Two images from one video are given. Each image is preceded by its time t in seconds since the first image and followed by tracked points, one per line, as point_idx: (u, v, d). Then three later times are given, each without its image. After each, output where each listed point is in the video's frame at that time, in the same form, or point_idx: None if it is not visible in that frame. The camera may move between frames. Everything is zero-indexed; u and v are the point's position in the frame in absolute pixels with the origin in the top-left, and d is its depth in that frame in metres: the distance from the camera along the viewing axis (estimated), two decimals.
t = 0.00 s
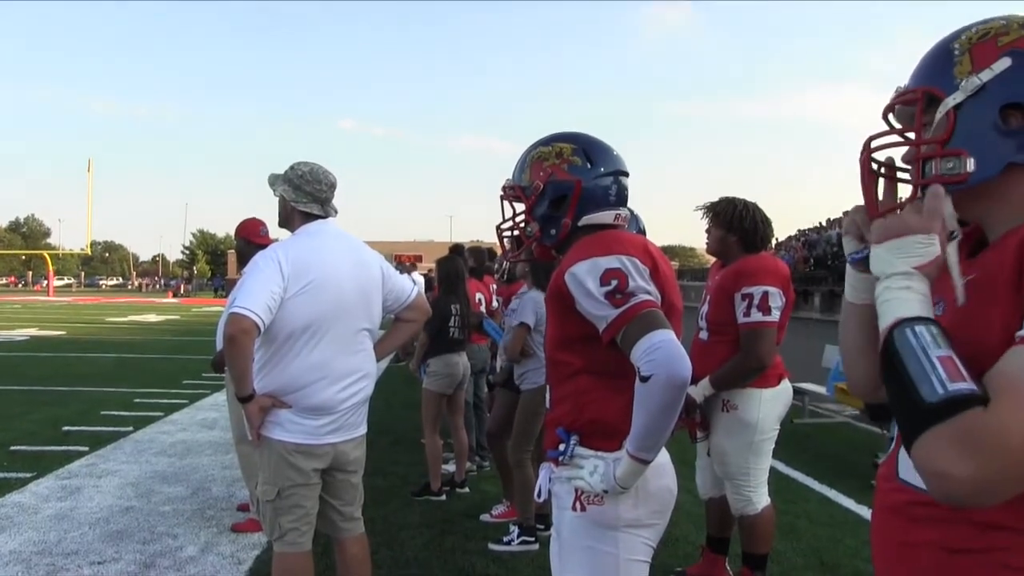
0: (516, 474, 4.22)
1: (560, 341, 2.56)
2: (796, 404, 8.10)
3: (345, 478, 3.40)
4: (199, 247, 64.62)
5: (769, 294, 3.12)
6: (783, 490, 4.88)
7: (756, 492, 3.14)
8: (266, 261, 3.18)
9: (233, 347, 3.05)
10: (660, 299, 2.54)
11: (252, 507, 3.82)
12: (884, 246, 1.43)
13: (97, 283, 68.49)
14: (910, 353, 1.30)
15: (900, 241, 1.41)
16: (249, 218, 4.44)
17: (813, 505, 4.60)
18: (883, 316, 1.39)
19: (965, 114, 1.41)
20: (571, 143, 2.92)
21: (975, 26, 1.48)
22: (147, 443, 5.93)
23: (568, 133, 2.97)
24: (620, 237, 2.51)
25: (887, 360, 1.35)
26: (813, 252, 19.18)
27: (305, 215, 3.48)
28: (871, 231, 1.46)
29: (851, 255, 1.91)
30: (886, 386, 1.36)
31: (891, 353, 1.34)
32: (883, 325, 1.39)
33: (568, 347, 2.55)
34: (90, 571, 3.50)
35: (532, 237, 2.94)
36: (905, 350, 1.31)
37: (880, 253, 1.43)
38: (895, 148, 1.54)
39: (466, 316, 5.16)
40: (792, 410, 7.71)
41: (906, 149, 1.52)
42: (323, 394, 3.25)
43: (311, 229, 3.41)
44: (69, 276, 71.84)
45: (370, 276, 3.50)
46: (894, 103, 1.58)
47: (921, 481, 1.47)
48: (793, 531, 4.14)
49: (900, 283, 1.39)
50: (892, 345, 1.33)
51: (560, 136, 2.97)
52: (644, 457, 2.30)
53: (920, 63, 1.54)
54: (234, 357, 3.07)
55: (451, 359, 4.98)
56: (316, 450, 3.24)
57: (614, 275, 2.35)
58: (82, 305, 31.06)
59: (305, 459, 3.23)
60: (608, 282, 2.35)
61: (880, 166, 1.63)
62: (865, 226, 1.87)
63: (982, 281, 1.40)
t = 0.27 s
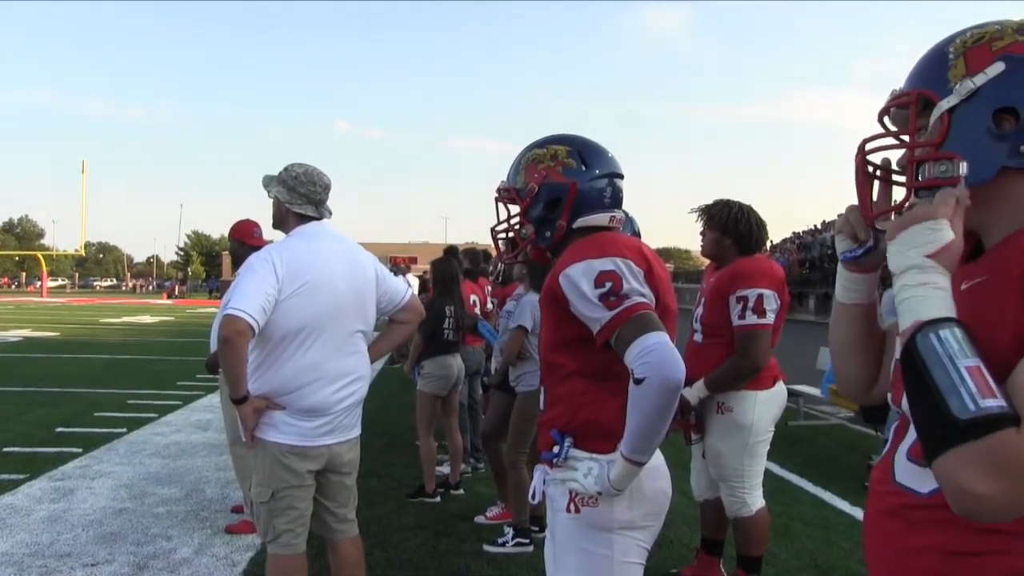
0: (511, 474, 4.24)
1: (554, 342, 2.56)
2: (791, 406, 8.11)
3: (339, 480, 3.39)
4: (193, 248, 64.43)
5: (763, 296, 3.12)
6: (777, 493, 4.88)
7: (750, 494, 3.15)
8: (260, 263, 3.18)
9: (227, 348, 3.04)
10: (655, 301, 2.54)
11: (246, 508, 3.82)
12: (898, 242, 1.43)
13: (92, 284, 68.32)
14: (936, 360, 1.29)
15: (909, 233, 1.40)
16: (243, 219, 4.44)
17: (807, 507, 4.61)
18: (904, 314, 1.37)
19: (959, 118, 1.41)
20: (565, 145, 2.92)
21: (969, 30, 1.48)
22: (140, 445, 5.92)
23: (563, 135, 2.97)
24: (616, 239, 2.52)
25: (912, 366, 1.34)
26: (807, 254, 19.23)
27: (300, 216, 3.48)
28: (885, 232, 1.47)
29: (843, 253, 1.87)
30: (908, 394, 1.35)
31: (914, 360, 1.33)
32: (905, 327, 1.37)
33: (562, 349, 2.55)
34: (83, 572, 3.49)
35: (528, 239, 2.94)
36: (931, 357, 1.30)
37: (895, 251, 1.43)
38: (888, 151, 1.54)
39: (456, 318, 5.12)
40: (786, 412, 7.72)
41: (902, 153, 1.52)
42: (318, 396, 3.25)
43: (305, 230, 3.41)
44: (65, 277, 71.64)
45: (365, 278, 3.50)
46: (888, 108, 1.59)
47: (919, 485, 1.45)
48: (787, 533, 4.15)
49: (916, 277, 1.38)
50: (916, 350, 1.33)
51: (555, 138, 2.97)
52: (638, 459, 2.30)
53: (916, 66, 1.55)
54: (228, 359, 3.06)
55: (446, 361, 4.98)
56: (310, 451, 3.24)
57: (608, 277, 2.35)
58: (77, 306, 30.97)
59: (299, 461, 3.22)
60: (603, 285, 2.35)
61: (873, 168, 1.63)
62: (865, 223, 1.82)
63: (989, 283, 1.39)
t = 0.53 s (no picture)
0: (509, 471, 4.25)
1: (551, 338, 2.56)
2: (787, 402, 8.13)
3: (337, 477, 3.39)
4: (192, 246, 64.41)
5: (761, 293, 3.12)
6: (774, 489, 4.89)
7: (748, 490, 3.15)
8: (258, 260, 3.18)
9: (224, 345, 3.04)
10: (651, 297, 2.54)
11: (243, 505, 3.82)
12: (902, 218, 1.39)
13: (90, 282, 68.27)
14: (949, 339, 1.24)
15: (911, 207, 1.37)
16: (239, 217, 4.43)
17: (804, 503, 4.62)
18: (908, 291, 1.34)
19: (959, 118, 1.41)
20: (562, 142, 2.92)
21: (967, 27, 1.48)
22: (138, 442, 5.91)
23: (560, 132, 2.97)
24: (613, 236, 2.51)
25: (919, 344, 1.29)
26: (805, 251, 19.23)
27: (297, 214, 3.48)
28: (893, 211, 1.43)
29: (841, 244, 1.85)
30: (914, 373, 1.31)
31: (924, 337, 1.28)
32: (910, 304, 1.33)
33: (559, 345, 2.55)
34: (81, 570, 3.49)
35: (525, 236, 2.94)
36: (943, 336, 1.25)
37: (897, 229, 1.38)
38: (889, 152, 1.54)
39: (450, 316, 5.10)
40: (783, 408, 7.73)
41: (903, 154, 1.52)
42: (316, 392, 3.25)
43: (303, 227, 3.41)
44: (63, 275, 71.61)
45: (362, 275, 3.50)
46: (886, 106, 1.58)
47: (921, 482, 1.44)
48: (784, 530, 4.15)
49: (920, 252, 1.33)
50: (926, 327, 1.27)
51: (551, 135, 2.97)
52: (635, 456, 2.31)
53: (915, 65, 1.54)
54: (226, 356, 3.06)
55: (443, 358, 4.97)
56: (308, 448, 3.24)
57: (605, 273, 2.35)
58: (75, 304, 30.96)
59: (297, 458, 3.22)
60: (599, 281, 2.34)
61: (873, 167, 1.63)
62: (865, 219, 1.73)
63: (992, 281, 1.38)
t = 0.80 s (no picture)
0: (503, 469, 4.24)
1: (545, 337, 2.56)
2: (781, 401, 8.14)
3: (330, 475, 3.39)
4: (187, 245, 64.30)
5: (754, 292, 3.12)
6: (768, 487, 4.89)
7: (741, 489, 3.16)
8: (251, 258, 3.17)
9: (217, 343, 3.03)
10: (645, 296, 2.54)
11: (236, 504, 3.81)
12: (919, 188, 1.36)
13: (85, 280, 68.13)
14: (958, 307, 1.23)
15: (931, 179, 1.35)
16: (232, 215, 4.42)
17: (798, 501, 4.62)
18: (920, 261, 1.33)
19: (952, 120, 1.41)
20: (556, 140, 2.92)
21: (960, 28, 1.48)
22: (131, 441, 5.90)
23: (554, 130, 2.96)
24: (608, 234, 2.51)
25: (925, 310, 1.28)
26: (800, 250, 19.24)
27: (290, 212, 3.47)
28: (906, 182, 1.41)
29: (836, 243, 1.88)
30: (914, 342, 1.30)
31: (932, 305, 1.27)
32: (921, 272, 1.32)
33: (552, 344, 2.55)
34: (73, 569, 3.48)
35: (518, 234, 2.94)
36: (951, 303, 1.24)
37: (915, 198, 1.37)
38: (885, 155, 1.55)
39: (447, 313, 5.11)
40: (777, 406, 7.74)
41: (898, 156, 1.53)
42: (309, 391, 3.24)
43: (296, 225, 3.40)
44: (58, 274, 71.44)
45: (356, 273, 3.50)
46: (880, 108, 1.58)
47: (918, 482, 1.43)
48: (777, 528, 4.16)
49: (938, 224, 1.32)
50: (935, 294, 1.26)
51: (545, 133, 2.97)
52: (628, 454, 2.30)
53: (907, 65, 1.54)
54: (219, 354, 3.05)
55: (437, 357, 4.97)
56: (301, 447, 3.24)
57: (598, 272, 2.35)
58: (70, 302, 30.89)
59: (290, 456, 3.21)
60: (593, 280, 2.34)
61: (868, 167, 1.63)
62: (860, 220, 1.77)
63: (992, 277, 1.38)
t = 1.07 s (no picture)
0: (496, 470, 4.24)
1: (537, 339, 2.56)
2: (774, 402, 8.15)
3: (323, 477, 3.39)
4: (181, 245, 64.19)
5: (747, 293, 3.12)
6: (761, 488, 4.90)
7: (734, 490, 3.16)
8: (243, 259, 3.16)
9: (209, 345, 3.03)
10: (638, 298, 2.54)
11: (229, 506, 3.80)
12: (927, 180, 1.36)
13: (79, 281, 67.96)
14: (956, 292, 1.24)
15: (938, 174, 1.34)
16: (225, 216, 4.41)
17: (791, 502, 4.63)
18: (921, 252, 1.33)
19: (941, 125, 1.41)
20: (548, 142, 2.92)
21: (947, 33, 1.48)
22: (124, 442, 5.88)
23: (547, 132, 2.97)
24: (600, 236, 2.51)
25: (924, 297, 1.28)
26: (793, 251, 19.28)
27: (283, 213, 3.47)
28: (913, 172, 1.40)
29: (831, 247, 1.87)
30: (911, 329, 1.30)
31: (930, 291, 1.27)
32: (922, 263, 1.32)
33: (545, 345, 2.55)
34: (64, 572, 3.47)
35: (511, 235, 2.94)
36: (950, 289, 1.25)
37: (921, 189, 1.36)
38: (877, 160, 1.56)
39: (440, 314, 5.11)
40: (770, 407, 7.76)
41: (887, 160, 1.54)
42: (301, 392, 3.24)
43: (288, 226, 3.40)
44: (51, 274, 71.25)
45: (349, 274, 3.49)
46: (870, 112, 1.58)
47: (910, 483, 1.43)
48: (770, 529, 4.16)
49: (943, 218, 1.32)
50: (934, 281, 1.27)
51: (537, 135, 2.97)
52: (621, 456, 2.31)
53: (897, 70, 1.54)
54: (211, 355, 3.04)
55: (430, 358, 4.96)
56: (294, 448, 3.23)
57: (590, 273, 2.35)
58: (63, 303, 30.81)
59: (283, 458, 3.21)
60: (585, 281, 2.34)
61: (861, 171, 1.63)
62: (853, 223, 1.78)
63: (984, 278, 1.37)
